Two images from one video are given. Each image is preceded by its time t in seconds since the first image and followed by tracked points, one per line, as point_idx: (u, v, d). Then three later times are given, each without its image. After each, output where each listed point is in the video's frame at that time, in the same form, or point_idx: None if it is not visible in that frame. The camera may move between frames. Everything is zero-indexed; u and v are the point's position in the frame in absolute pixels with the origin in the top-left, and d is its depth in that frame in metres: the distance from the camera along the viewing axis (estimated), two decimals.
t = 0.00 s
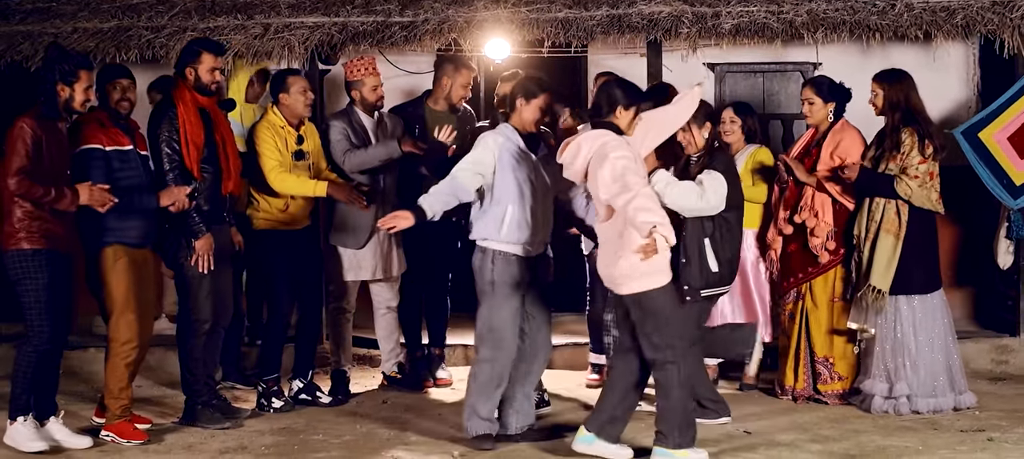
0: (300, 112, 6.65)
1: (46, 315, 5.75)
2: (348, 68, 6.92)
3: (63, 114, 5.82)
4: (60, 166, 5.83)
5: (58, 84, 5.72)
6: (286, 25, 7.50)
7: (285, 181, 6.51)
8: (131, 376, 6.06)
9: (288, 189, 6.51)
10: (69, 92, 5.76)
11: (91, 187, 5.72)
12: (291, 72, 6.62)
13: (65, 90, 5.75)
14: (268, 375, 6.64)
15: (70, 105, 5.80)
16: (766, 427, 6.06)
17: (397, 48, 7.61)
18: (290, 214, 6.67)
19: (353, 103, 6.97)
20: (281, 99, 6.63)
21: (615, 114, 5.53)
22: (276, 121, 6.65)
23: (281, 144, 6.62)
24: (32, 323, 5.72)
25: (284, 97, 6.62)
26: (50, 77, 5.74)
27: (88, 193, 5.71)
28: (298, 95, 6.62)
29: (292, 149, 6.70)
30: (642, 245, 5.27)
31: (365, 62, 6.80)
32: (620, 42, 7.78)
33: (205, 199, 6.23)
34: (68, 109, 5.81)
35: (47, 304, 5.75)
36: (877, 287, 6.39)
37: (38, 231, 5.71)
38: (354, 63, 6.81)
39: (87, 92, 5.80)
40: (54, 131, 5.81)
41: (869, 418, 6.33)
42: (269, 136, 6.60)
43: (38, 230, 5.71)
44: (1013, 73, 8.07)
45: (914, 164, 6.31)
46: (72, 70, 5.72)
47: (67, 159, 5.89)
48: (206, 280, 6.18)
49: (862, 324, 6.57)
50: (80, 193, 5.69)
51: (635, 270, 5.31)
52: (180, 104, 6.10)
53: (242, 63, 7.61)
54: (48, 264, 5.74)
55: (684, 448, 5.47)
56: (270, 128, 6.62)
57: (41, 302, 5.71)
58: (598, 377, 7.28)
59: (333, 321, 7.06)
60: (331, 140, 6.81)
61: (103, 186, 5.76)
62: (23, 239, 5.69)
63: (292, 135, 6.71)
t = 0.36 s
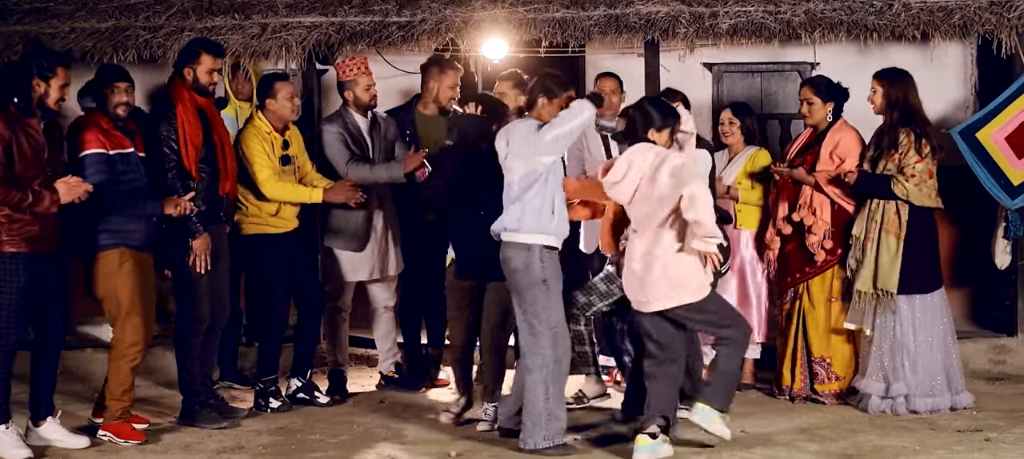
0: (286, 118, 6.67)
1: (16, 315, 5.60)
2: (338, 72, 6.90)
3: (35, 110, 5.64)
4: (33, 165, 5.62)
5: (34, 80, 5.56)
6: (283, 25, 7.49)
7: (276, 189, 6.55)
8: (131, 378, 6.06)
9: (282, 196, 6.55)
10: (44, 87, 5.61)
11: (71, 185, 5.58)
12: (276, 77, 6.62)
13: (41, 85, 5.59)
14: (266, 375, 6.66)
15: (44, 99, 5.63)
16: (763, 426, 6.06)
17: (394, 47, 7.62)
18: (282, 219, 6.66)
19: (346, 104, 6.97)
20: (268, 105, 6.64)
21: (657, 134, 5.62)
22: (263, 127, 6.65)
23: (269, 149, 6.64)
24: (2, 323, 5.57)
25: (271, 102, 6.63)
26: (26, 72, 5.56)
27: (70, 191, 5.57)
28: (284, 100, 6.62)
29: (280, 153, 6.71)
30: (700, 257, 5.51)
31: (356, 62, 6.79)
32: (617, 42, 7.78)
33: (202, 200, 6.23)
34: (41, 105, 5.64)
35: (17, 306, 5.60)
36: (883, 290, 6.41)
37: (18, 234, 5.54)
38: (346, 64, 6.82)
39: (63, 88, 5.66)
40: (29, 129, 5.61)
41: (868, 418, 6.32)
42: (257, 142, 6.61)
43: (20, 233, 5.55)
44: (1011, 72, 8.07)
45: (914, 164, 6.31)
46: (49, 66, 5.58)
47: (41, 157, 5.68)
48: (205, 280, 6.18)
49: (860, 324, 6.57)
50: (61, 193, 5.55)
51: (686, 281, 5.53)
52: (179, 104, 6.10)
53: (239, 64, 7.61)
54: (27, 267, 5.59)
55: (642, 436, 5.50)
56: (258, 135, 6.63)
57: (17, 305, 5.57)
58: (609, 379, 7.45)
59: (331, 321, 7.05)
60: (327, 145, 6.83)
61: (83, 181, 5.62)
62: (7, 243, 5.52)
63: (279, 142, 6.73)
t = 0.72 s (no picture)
0: (280, 112, 6.61)
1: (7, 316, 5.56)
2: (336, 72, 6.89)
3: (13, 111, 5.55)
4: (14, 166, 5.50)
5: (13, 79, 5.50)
6: (283, 26, 7.49)
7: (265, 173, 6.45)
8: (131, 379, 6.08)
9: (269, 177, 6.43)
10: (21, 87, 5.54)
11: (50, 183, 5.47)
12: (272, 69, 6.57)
13: (18, 86, 5.53)
14: (265, 376, 6.66)
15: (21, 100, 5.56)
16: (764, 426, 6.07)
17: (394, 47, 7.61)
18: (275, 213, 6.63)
19: (343, 105, 6.95)
20: (262, 99, 6.57)
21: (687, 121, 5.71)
22: (257, 120, 6.60)
23: (263, 142, 6.59)
24: None
25: (266, 96, 6.56)
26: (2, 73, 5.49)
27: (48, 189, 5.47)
28: (279, 94, 6.56)
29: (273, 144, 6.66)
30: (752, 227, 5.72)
31: (352, 63, 6.78)
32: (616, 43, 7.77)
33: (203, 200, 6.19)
34: (19, 106, 5.57)
35: (10, 308, 5.57)
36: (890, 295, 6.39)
37: (6, 237, 5.48)
38: (343, 65, 6.79)
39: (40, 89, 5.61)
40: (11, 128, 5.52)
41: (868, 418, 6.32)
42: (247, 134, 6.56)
43: (8, 235, 5.48)
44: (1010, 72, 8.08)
45: (914, 168, 6.30)
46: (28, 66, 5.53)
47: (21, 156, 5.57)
48: (205, 280, 6.17)
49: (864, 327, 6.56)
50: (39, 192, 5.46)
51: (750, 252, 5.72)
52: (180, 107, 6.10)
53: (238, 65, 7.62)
54: (19, 269, 5.55)
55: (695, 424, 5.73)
56: (250, 129, 6.57)
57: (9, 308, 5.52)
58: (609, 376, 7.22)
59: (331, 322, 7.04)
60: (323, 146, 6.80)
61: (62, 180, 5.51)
62: None
63: (273, 135, 6.67)
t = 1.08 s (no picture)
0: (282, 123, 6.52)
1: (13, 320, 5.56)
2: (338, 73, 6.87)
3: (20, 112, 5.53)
4: (24, 169, 5.51)
5: (20, 82, 5.47)
6: (285, 26, 7.47)
7: (261, 190, 6.40)
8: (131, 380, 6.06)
9: (266, 194, 6.38)
10: (30, 89, 5.52)
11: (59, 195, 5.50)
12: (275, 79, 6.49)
13: (26, 87, 5.50)
14: (267, 379, 6.65)
15: (31, 102, 5.54)
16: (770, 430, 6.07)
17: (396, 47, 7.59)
18: (276, 220, 6.59)
19: (344, 106, 6.92)
20: (263, 108, 6.49)
21: (729, 127, 5.78)
22: (259, 129, 6.53)
23: (263, 154, 6.52)
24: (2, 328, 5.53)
25: (267, 106, 6.48)
26: (7, 75, 5.45)
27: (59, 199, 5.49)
28: (280, 106, 6.47)
29: (274, 155, 6.58)
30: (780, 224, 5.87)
31: (354, 65, 6.76)
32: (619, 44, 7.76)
33: (204, 201, 6.15)
34: (27, 107, 5.54)
35: (14, 311, 5.55)
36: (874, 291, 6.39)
37: (14, 239, 5.48)
38: (345, 64, 6.75)
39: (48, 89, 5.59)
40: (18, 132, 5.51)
41: (873, 420, 6.32)
42: (246, 143, 6.50)
43: (14, 238, 5.48)
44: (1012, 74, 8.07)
45: (918, 168, 6.27)
46: (35, 69, 5.51)
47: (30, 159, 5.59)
48: (206, 283, 6.14)
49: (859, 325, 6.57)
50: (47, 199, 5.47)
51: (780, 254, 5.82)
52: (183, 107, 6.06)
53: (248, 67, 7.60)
54: (25, 272, 5.55)
55: (732, 405, 5.88)
56: (250, 140, 6.50)
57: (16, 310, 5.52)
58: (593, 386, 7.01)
59: (332, 323, 7.02)
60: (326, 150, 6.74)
61: (72, 194, 5.58)
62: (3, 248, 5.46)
63: (274, 145, 6.60)
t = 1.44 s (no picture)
0: (286, 121, 6.52)
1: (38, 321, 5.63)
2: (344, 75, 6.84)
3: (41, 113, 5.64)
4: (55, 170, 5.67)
5: (47, 84, 5.60)
6: (286, 27, 7.44)
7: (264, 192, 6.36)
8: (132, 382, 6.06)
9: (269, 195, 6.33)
10: (56, 91, 5.65)
11: (89, 191, 5.64)
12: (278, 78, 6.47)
13: (53, 89, 5.63)
14: (270, 381, 6.62)
15: (56, 103, 5.67)
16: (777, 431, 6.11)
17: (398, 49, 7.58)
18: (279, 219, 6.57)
19: (349, 105, 6.87)
20: (268, 108, 6.49)
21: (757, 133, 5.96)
22: (263, 130, 6.54)
23: (267, 154, 6.51)
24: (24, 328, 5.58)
25: (272, 106, 6.48)
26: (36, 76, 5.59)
27: (88, 198, 5.63)
28: (285, 104, 6.47)
29: (278, 156, 6.57)
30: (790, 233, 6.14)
31: (362, 66, 6.70)
32: (621, 46, 7.75)
33: (209, 203, 6.08)
34: (54, 109, 5.68)
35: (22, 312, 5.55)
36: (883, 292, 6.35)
37: (39, 239, 5.58)
38: (352, 66, 6.70)
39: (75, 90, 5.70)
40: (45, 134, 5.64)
41: (878, 423, 6.32)
42: (251, 145, 6.49)
43: (42, 237, 5.59)
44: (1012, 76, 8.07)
45: (922, 168, 6.27)
46: (61, 71, 5.63)
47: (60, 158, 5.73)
48: (210, 285, 6.11)
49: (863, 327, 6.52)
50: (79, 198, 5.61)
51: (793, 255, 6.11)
52: (187, 106, 6.00)
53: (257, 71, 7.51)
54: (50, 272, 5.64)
55: (771, 418, 5.92)
56: (255, 141, 6.49)
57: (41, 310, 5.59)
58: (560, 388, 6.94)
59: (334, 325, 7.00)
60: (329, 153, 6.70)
61: (101, 188, 5.69)
62: (26, 247, 5.56)
63: (278, 143, 6.59)
